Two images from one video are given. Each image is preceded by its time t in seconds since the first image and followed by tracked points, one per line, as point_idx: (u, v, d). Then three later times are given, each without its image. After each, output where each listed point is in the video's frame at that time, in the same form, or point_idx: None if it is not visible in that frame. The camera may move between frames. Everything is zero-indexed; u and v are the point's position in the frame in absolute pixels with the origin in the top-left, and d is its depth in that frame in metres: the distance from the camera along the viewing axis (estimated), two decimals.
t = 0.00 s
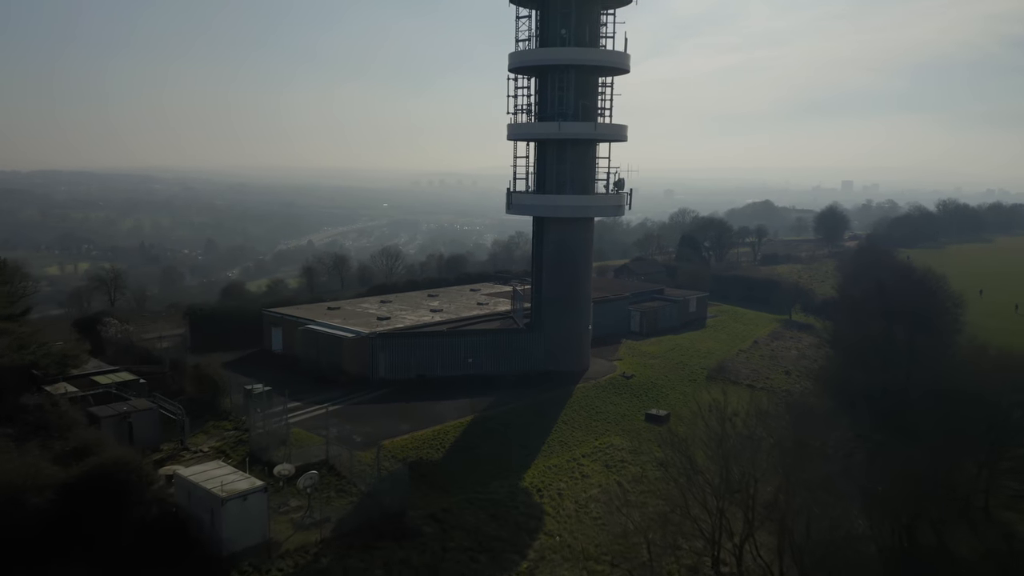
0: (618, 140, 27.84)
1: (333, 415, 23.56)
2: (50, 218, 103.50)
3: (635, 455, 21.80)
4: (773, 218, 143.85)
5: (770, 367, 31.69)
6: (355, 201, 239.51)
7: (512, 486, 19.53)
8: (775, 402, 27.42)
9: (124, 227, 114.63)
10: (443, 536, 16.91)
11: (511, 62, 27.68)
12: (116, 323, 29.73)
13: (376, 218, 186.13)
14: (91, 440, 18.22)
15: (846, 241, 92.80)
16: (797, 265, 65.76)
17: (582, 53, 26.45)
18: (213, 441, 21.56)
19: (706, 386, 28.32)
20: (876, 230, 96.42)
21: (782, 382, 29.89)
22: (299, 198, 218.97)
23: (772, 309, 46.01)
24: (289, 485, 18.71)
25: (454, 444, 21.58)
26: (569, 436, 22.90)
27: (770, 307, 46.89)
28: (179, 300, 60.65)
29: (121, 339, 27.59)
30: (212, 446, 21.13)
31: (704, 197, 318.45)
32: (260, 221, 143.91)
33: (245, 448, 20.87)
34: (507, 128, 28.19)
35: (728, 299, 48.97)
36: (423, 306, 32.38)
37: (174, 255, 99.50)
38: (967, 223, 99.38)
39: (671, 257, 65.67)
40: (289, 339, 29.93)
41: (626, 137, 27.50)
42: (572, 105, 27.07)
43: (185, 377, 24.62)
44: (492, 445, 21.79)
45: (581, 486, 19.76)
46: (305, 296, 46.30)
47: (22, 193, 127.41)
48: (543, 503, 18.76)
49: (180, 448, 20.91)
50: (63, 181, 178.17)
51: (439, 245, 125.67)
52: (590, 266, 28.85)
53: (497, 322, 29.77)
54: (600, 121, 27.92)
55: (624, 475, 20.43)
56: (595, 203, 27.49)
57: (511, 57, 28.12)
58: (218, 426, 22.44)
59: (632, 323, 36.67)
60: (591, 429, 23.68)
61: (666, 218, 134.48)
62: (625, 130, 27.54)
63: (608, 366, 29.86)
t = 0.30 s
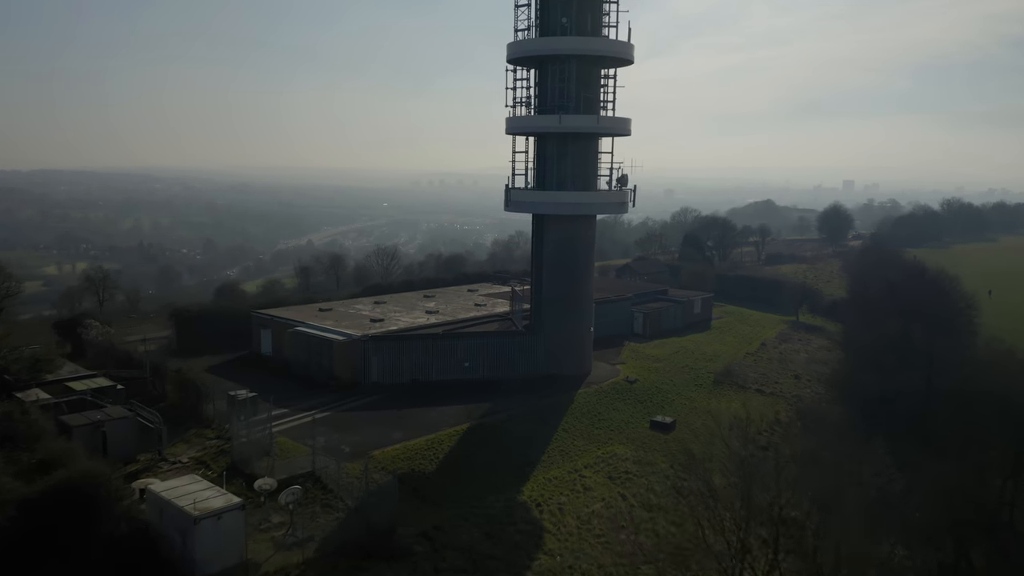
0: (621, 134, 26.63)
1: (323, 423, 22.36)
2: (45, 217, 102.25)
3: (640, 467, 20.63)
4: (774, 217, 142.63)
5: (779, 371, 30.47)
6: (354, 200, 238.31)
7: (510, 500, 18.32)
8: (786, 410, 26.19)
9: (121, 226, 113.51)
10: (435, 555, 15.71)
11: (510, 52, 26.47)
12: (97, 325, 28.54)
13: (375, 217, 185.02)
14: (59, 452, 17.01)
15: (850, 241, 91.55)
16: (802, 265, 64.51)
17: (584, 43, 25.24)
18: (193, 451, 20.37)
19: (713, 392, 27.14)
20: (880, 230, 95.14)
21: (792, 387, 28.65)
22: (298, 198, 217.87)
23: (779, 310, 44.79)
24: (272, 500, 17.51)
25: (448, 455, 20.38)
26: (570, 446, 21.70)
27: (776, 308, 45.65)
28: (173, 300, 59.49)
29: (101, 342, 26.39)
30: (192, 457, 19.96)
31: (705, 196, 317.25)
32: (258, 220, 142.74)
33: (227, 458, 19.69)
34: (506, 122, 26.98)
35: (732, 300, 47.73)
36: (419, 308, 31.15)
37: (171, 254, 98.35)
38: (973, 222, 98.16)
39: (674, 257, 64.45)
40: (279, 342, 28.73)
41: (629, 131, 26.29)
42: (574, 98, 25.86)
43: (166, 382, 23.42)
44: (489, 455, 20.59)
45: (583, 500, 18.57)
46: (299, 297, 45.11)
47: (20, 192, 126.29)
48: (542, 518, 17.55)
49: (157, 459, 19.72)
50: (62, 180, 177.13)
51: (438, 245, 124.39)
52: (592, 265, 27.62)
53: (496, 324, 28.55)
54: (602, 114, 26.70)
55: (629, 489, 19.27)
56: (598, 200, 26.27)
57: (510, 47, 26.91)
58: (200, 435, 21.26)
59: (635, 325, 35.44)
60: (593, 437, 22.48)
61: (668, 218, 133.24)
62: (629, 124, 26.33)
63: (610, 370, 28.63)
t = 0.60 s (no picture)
0: (624, 128, 25.41)
1: (309, 432, 21.16)
2: (40, 216, 101.10)
3: (646, 481, 19.42)
4: (777, 217, 141.50)
5: (789, 376, 29.26)
6: (354, 199, 237.12)
7: (506, 517, 17.11)
8: (797, 419, 24.98)
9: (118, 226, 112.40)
10: None
11: (508, 42, 25.25)
12: (77, 328, 27.36)
13: (375, 217, 183.86)
14: (21, 466, 15.84)
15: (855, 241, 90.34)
16: (807, 265, 63.23)
17: (586, 31, 24.02)
18: (169, 463, 19.29)
19: (720, 399, 25.99)
20: (885, 229, 93.83)
21: (802, 394, 27.40)
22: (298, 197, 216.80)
23: (785, 312, 43.53)
24: (250, 518, 16.31)
25: (441, 467, 19.17)
26: (572, 457, 20.48)
27: (783, 309, 44.45)
28: (166, 301, 58.27)
29: (79, 346, 25.22)
30: (169, 470, 18.81)
31: (706, 196, 316.08)
32: (258, 219, 141.65)
33: (205, 472, 18.51)
34: (504, 115, 25.78)
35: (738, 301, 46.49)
36: (413, 309, 29.94)
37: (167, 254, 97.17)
38: (979, 221, 96.94)
39: (678, 257, 63.25)
40: (267, 346, 27.56)
41: (633, 125, 25.08)
42: (575, 89, 24.64)
43: (145, 389, 22.28)
44: (484, 468, 19.37)
45: (585, 517, 17.36)
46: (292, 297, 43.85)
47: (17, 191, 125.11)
48: (541, 537, 16.34)
49: (131, 472, 18.70)
50: (60, 179, 176.08)
51: (438, 244, 123.17)
52: (594, 265, 26.40)
53: (493, 327, 27.32)
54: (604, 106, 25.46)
55: (633, 505, 18.11)
56: (600, 196, 25.04)
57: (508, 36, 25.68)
58: (178, 446, 20.20)
59: (638, 327, 34.22)
60: (595, 447, 21.30)
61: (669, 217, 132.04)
62: (632, 118, 25.12)
63: (613, 374, 27.42)
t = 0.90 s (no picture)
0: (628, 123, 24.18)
1: (293, 445, 19.96)
2: (35, 215, 99.86)
3: (652, 498, 18.17)
4: (779, 216, 140.26)
5: (799, 382, 28.02)
6: (353, 199, 235.96)
7: (502, 538, 15.85)
8: (808, 430, 23.77)
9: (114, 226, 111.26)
10: None
11: (505, 32, 24.03)
12: (54, 331, 26.16)
13: (374, 216, 182.67)
14: None
15: (859, 241, 89.05)
16: (812, 265, 61.95)
17: (587, 20, 22.78)
18: (143, 477, 18.15)
19: (727, 407, 24.79)
20: (889, 229, 92.60)
21: (813, 401, 26.16)
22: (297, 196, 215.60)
23: (792, 314, 42.28)
24: (225, 539, 15.06)
25: (433, 482, 17.97)
26: (573, 471, 19.23)
27: (789, 312, 43.20)
28: (158, 302, 57.03)
29: (54, 352, 24.02)
30: (142, 486, 17.62)
31: (707, 195, 314.77)
32: (256, 218, 140.49)
33: (180, 488, 17.30)
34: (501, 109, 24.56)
35: (743, 303, 45.23)
36: (407, 312, 28.71)
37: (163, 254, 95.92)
38: (986, 221, 95.63)
39: (681, 257, 62.01)
40: (253, 350, 26.36)
41: (637, 118, 23.84)
42: (576, 80, 23.42)
43: (122, 398, 21.08)
44: (479, 483, 18.12)
45: (587, 538, 16.10)
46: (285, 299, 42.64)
47: (14, 190, 123.92)
48: (538, 560, 15.09)
49: (101, 488, 17.50)
50: (58, 178, 174.91)
51: (437, 243, 121.99)
52: (597, 266, 25.16)
53: (490, 331, 26.08)
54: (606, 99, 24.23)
55: (639, 524, 16.87)
56: (602, 194, 23.78)
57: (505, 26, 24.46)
58: (153, 459, 19.08)
59: (640, 331, 32.96)
60: (597, 459, 20.07)
61: (671, 216, 130.89)
62: (636, 111, 23.90)
63: (615, 380, 26.16)
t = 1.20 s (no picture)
0: (631, 117, 22.94)
1: (274, 459, 18.72)
2: (31, 214, 98.72)
3: (657, 517, 16.94)
4: (781, 216, 138.98)
5: (808, 389, 26.80)
6: (353, 198, 234.81)
7: (496, 563, 14.60)
8: (820, 442, 22.54)
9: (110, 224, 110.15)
10: None
11: (501, 21, 22.80)
12: (27, 335, 24.94)
13: (373, 216, 181.49)
14: None
15: (863, 241, 87.87)
16: (817, 266, 60.75)
17: (588, 8, 21.54)
18: (111, 495, 16.92)
19: (735, 417, 23.56)
20: (893, 229, 91.45)
21: (825, 410, 24.92)
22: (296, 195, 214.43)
23: (798, 316, 41.06)
24: (193, 566, 13.80)
25: (422, 500, 16.73)
26: (572, 488, 18.00)
27: (796, 314, 42.00)
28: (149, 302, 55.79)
29: (25, 358, 22.81)
30: (109, 505, 16.42)
31: (708, 195, 313.58)
32: (253, 217, 139.26)
33: (150, 507, 16.09)
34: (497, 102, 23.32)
35: (748, 305, 44.02)
36: (399, 315, 27.48)
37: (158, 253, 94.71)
38: (991, 221, 94.46)
39: (683, 257, 60.80)
40: (238, 355, 25.17)
41: (641, 112, 22.59)
42: (576, 72, 22.18)
43: (93, 407, 19.91)
44: (472, 501, 16.86)
45: (588, 561, 14.87)
46: (276, 300, 41.41)
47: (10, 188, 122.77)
48: None
49: (66, 507, 16.29)
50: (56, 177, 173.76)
51: (437, 243, 120.85)
52: (598, 268, 23.92)
53: (485, 336, 24.83)
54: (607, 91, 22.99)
55: (643, 546, 15.63)
56: (604, 191, 22.53)
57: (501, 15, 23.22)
58: (123, 474, 17.87)
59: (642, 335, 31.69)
60: (598, 474, 18.84)
61: (672, 216, 129.63)
62: (640, 105, 22.64)
63: (617, 388, 24.92)
